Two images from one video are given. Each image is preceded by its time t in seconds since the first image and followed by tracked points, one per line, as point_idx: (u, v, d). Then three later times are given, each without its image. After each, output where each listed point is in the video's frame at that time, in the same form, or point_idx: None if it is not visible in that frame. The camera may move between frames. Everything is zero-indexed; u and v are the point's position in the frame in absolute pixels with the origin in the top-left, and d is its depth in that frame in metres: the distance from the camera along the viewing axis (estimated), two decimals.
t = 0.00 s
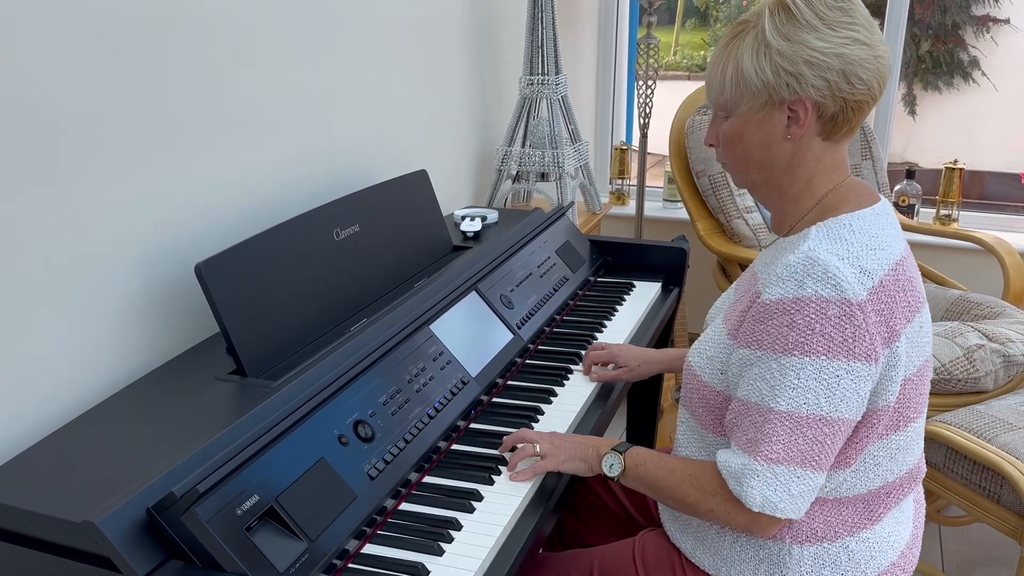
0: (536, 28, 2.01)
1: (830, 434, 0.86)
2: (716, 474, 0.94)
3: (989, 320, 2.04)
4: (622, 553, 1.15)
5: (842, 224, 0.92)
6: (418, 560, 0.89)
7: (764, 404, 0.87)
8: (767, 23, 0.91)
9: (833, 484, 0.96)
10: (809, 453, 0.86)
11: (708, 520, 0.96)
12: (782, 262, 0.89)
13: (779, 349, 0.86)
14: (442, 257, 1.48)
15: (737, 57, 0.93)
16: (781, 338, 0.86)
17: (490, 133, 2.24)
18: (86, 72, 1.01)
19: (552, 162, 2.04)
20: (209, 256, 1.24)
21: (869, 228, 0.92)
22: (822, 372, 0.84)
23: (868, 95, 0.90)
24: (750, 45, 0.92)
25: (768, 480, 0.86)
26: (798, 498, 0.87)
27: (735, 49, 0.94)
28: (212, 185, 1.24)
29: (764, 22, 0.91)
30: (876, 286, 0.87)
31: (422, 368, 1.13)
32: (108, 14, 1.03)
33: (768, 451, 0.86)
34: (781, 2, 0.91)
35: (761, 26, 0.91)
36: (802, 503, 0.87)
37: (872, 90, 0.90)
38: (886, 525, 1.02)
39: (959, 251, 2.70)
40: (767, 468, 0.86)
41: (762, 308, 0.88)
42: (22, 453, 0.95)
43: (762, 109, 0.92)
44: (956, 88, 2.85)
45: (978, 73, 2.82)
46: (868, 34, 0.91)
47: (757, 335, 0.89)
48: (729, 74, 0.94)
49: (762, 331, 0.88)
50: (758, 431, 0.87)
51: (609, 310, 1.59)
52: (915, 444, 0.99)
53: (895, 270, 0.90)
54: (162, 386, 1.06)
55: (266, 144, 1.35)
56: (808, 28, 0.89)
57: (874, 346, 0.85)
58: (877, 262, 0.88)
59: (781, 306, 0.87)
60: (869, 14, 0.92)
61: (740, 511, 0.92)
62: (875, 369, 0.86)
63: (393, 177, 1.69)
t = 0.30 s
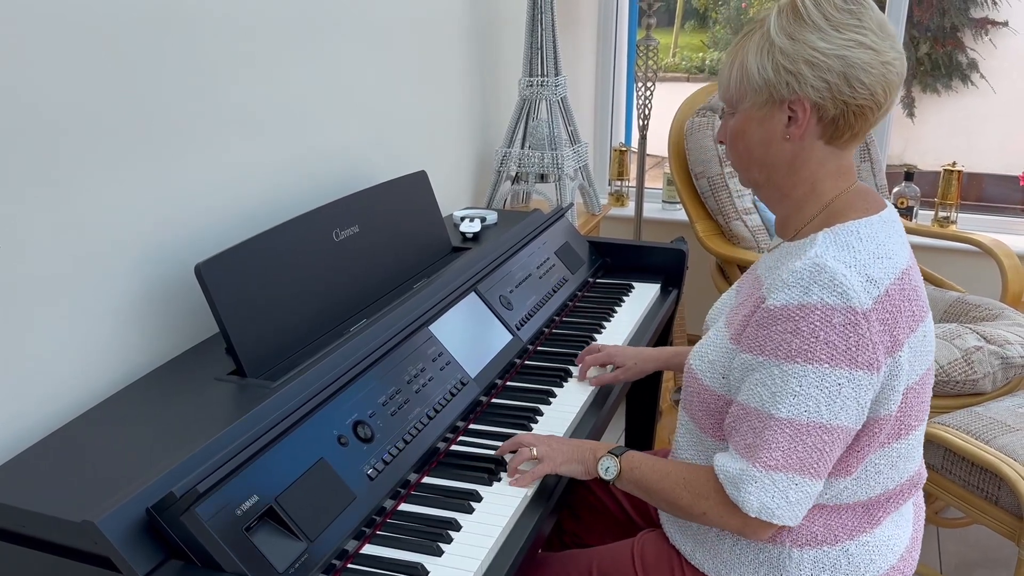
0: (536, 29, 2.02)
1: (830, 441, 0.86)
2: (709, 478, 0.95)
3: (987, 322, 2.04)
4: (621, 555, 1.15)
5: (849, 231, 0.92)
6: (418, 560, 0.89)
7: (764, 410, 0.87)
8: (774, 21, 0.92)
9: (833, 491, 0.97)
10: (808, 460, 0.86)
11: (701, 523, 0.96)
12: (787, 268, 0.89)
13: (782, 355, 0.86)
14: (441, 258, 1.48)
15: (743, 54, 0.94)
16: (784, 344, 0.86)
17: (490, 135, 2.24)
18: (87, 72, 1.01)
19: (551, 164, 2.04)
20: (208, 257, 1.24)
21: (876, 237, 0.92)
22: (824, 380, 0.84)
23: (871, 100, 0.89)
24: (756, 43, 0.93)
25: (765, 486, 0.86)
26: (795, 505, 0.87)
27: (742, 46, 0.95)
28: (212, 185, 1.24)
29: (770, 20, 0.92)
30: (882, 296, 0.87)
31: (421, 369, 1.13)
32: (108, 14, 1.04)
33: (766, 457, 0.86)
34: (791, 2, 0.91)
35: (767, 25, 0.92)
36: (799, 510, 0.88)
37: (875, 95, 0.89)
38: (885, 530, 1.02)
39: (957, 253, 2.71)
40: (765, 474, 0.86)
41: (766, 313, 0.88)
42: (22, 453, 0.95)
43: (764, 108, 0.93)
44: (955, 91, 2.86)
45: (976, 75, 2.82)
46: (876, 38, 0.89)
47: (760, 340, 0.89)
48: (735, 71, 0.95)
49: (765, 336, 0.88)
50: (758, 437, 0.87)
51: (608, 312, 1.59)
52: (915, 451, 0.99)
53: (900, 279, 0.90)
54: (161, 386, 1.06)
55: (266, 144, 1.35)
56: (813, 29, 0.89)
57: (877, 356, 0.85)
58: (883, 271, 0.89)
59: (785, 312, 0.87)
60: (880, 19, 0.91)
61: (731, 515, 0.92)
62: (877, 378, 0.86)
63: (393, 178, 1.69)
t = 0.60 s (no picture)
0: (535, 31, 2.02)
1: (827, 445, 0.87)
2: (707, 483, 0.95)
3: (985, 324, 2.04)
4: (619, 555, 1.15)
5: (847, 235, 0.92)
6: (417, 560, 0.89)
7: (762, 413, 0.88)
8: (784, 17, 0.92)
9: (831, 494, 0.97)
10: (805, 463, 0.86)
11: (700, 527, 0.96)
12: (786, 271, 0.90)
13: (780, 358, 0.87)
14: (440, 259, 1.49)
15: (752, 48, 0.95)
16: (782, 348, 0.86)
17: (489, 136, 2.24)
18: (87, 71, 1.02)
19: (550, 165, 2.05)
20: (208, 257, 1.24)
21: (874, 240, 0.92)
22: (822, 384, 0.85)
23: (873, 101, 0.89)
24: (764, 37, 0.93)
25: (763, 490, 0.87)
26: (792, 508, 0.88)
27: (753, 40, 0.95)
28: (211, 186, 1.24)
29: (781, 15, 0.92)
30: (880, 299, 0.87)
31: (420, 369, 1.13)
32: (108, 13, 1.04)
33: (764, 461, 0.86)
34: None
35: (778, 19, 0.92)
36: (796, 513, 0.88)
37: (878, 97, 0.89)
38: (882, 530, 1.03)
39: (955, 255, 2.71)
40: (763, 477, 0.87)
41: (765, 317, 0.89)
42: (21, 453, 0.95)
43: (767, 102, 0.93)
44: (953, 93, 2.86)
45: (975, 78, 2.83)
46: (884, 40, 0.89)
47: (758, 344, 0.89)
48: (743, 64, 0.96)
49: (764, 339, 0.89)
50: (756, 441, 0.88)
51: (607, 313, 1.59)
52: (912, 453, 1.00)
53: (899, 283, 0.90)
54: (161, 386, 1.06)
55: (266, 145, 1.35)
56: (821, 25, 0.89)
57: (874, 360, 0.85)
58: (882, 275, 0.89)
59: (784, 315, 0.87)
60: (891, 21, 0.91)
61: (730, 519, 0.92)
62: (875, 382, 0.86)
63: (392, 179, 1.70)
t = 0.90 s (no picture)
0: (534, 31, 2.02)
1: (830, 457, 0.87)
2: (699, 497, 0.95)
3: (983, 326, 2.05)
4: (619, 557, 1.16)
5: (848, 243, 0.92)
6: (416, 560, 0.89)
7: (764, 426, 0.88)
8: (788, 22, 0.93)
9: (835, 504, 0.97)
10: (808, 475, 0.86)
11: (694, 543, 0.96)
12: (787, 282, 0.90)
13: (781, 370, 0.87)
14: (439, 259, 1.49)
15: (757, 51, 0.95)
16: (784, 359, 0.86)
17: (488, 137, 2.25)
18: (87, 71, 1.02)
19: (549, 166, 2.05)
20: (207, 257, 1.24)
21: (875, 249, 0.93)
22: (824, 395, 0.85)
23: (870, 109, 0.88)
24: (768, 41, 0.94)
25: (766, 502, 0.87)
26: (797, 521, 0.87)
27: (758, 43, 0.96)
28: (211, 186, 1.24)
29: (786, 19, 0.93)
30: (881, 309, 0.87)
31: (419, 370, 1.13)
32: (108, 13, 1.04)
33: (768, 473, 0.86)
34: (809, 4, 0.93)
35: (783, 23, 0.93)
36: (800, 526, 0.88)
37: (875, 105, 0.88)
38: (883, 534, 1.03)
39: (954, 257, 2.72)
40: (767, 491, 0.86)
41: (766, 328, 0.89)
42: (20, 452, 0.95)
43: (766, 104, 0.94)
44: (951, 95, 2.87)
45: (973, 79, 2.83)
46: (886, 49, 0.89)
47: (760, 355, 0.89)
48: (747, 67, 0.97)
49: (765, 350, 0.89)
50: (758, 455, 0.87)
51: (606, 313, 1.59)
52: (914, 460, 1.00)
53: (900, 292, 0.90)
54: (161, 386, 1.07)
55: (266, 145, 1.36)
56: (823, 30, 0.89)
57: (875, 370, 0.86)
58: (883, 285, 0.89)
59: (785, 326, 0.87)
60: (897, 31, 0.90)
61: (724, 532, 0.92)
62: (876, 393, 0.86)
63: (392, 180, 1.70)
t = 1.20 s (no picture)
0: (534, 32, 2.03)
1: (820, 451, 0.87)
2: (686, 486, 0.95)
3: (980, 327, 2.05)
4: (616, 557, 1.16)
5: (846, 240, 0.93)
6: (416, 560, 0.90)
7: (754, 417, 0.88)
8: (785, 18, 0.93)
9: (830, 500, 0.97)
10: (796, 468, 0.87)
11: (678, 531, 0.95)
12: (784, 276, 0.90)
13: (775, 362, 0.87)
14: (438, 260, 1.49)
15: (753, 47, 0.96)
16: (778, 352, 0.87)
17: (487, 138, 2.25)
18: (87, 71, 1.02)
19: (548, 167, 2.06)
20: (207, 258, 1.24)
21: (871, 245, 0.93)
22: (816, 389, 0.85)
23: (864, 107, 0.89)
24: (764, 37, 0.94)
25: (750, 491, 0.87)
26: (780, 512, 0.88)
27: (754, 39, 0.96)
28: (211, 187, 1.25)
29: (783, 16, 0.93)
30: (876, 305, 0.88)
31: (418, 370, 1.14)
32: (109, 13, 1.04)
33: (755, 464, 0.87)
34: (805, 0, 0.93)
35: (779, 20, 0.94)
36: (784, 518, 0.88)
37: (869, 103, 0.89)
38: (880, 536, 1.03)
39: (952, 258, 2.72)
40: (752, 479, 0.87)
41: (762, 320, 0.89)
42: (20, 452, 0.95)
43: (762, 101, 0.94)
44: (949, 96, 2.87)
45: (971, 81, 2.84)
46: (882, 47, 0.89)
47: (754, 347, 0.90)
48: (743, 63, 0.97)
49: (760, 342, 0.89)
50: (748, 447, 0.88)
51: (604, 314, 1.60)
52: (909, 458, 1.00)
53: (895, 289, 0.90)
54: (160, 386, 1.07)
55: (266, 145, 1.36)
56: (818, 27, 0.90)
57: (868, 365, 0.86)
58: (880, 281, 0.89)
59: (780, 318, 0.87)
60: (893, 29, 0.91)
61: (707, 521, 0.92)
62: (867, 387, 0.87)
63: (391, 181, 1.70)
